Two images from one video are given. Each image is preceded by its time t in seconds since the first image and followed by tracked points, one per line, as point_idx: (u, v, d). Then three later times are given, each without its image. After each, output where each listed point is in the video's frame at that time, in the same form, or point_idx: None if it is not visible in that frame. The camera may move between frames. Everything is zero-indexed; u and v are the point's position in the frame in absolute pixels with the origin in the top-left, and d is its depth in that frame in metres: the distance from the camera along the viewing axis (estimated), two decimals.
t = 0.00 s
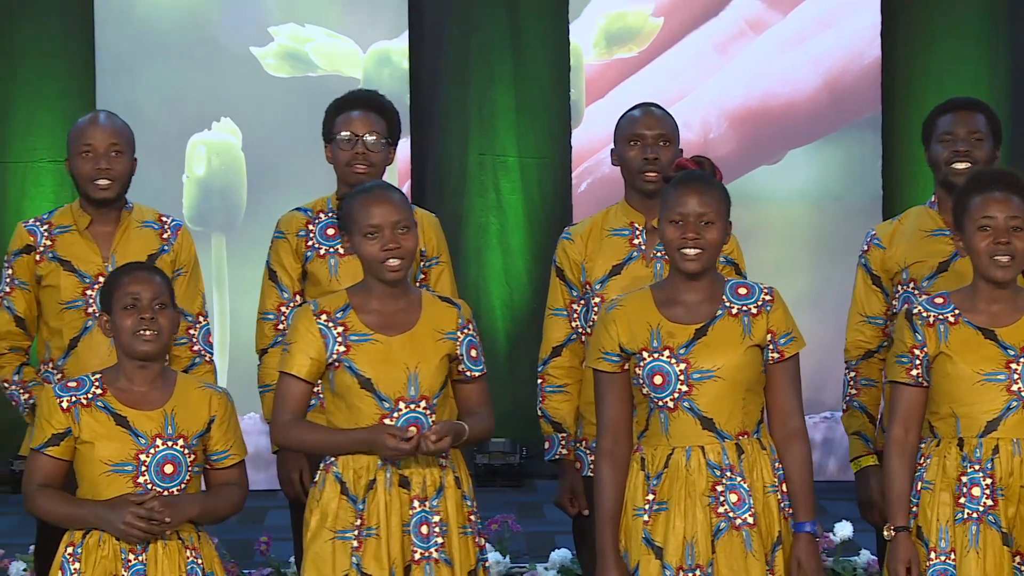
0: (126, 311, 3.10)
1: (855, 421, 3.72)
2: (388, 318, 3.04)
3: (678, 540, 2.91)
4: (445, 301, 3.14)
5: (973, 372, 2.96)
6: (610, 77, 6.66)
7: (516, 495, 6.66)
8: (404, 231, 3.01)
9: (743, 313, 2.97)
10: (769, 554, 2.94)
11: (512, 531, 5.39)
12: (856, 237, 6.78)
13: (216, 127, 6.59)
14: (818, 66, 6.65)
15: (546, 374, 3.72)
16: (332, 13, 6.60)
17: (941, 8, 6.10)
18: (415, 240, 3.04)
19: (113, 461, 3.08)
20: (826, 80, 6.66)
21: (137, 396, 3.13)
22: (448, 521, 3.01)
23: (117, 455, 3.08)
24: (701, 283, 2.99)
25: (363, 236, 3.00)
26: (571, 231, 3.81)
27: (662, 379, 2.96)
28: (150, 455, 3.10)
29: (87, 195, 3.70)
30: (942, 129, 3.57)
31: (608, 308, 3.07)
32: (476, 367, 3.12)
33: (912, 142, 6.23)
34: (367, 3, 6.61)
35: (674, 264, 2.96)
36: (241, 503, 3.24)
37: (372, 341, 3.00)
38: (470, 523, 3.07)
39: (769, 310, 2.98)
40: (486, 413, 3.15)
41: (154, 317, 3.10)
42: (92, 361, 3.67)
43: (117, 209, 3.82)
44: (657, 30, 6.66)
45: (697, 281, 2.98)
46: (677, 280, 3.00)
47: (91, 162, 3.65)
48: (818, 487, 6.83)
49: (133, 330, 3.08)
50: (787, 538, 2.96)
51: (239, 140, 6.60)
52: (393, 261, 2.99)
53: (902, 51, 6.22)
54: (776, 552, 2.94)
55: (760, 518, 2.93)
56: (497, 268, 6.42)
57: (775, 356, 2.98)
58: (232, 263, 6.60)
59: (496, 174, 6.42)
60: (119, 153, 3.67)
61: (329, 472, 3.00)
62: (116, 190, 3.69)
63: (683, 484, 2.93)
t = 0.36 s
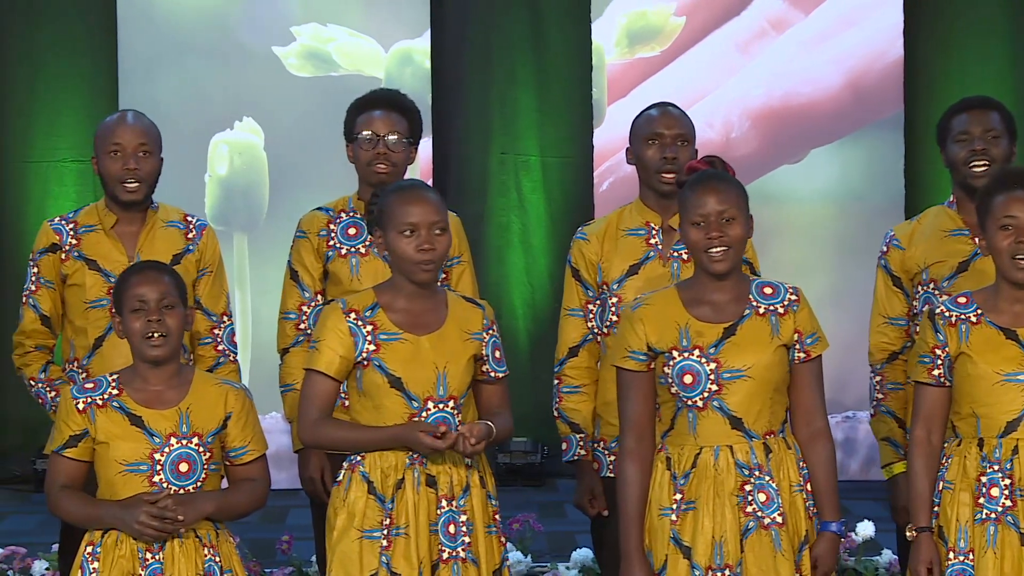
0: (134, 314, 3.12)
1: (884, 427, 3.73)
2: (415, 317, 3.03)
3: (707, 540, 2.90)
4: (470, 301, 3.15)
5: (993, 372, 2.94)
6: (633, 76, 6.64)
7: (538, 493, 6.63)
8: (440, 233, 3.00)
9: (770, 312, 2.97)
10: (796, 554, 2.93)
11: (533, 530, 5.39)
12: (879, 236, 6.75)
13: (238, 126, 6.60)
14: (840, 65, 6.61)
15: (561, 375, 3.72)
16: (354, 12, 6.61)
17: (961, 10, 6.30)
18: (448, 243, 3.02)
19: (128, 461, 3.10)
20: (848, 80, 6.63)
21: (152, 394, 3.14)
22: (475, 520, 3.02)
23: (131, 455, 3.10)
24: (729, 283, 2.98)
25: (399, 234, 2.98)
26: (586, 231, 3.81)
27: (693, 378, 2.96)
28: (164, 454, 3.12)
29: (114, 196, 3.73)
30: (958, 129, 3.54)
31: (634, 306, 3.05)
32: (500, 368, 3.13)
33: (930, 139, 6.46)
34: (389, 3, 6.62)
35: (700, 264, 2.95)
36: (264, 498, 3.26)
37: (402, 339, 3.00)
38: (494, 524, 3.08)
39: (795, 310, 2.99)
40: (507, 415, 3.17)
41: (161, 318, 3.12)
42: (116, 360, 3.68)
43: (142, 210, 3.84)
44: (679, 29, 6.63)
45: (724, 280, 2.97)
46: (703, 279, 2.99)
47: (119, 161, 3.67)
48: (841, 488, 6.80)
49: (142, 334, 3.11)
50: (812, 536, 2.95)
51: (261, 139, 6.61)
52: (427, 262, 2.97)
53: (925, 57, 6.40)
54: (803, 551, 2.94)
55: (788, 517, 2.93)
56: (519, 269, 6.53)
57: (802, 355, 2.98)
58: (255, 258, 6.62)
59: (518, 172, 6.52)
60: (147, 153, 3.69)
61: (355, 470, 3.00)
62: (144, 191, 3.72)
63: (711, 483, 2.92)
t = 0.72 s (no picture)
0: (143, 313, 3.13)
1: (884, 424, 3.72)
2: (432, 317, 3.03)
3: (727, 538, 2.90)
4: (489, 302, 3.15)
5: (1006, 372, 2.92)
6: (649, 75, 6.64)
7: (552, 493, 6.63)
8: (463, 233, 2.99)
9: (792, 313, 2.97)
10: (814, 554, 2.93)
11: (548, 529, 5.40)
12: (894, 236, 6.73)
13: (253, 126, 6.60)
14: (856, 64, 6.60)
15: (575, 375, 3.72)
16: (368, 11, 6.61)
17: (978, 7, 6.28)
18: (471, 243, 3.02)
19: (140, 460, 3.11)
20: (863, 79, 6.61)
21: (166, 394, 3.15)
22: (486, 521, 3.02)
23: (143, 454, 3.12)
24: (751, 281, 2.98)
25: (422, 229, 2.98)
26: (597, 230, 3.80)
27: (716, 377, 2.95)
28: (175, 454, 3.13)
29: (130, 196, 3.74)
30: (961, 130, 3.53)
31: (655, 303, 3.05)
32: (516, 370, 3.12)
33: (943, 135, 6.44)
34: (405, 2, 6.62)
35: (722, 263, 2.95)
36: (279, 497, 3.26)
37: (417, 339, 3.00)
38: (507, 524, 3.08)
39: (816, 311, 2.99)
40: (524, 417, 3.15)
41: (169, 318, 3.13)
42: (125, 360, 3.68)
43: (154, 210, 3.86)
44: (695, 28, 6.62)
45: (746, 279, 2.97)
46: (725, 277, 2.99)
47: (138, 160, 3.69)
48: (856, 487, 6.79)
49: (150, 333, 3.12)
50: (832, 535, 2.96)
51: (276, 139, 6.62)
52: (448, 261, 2.97)
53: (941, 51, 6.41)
54: (821, 551, 2.93)
55: (807, 517, 2.93)
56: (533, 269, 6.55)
57: (822, 356, 2.98)
58: (270, 258, 6.63)
59: (533, 172, 6.53)
60: (166, 154, 3.72)
61: (366, 467, 3.02)
62: (159, 192, 3.74)
63: (731, 482, 2.92)
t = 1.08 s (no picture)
0: (175, 313, 3.15)
1: (924, 428, 3.67)
2: (453, 318, 3.04)
3: (754, 537, 2.89)
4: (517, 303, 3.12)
5: None
6: (676, 74, 6.61)
7: (580, 492, 6.63)
8: (481, 233, 2.99)
9: (823, 313, 2.96)
10: (843, 553, 2.92)
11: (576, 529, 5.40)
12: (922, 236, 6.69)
13: (280, 126, 6.63)
14: (884, 63, 6.55)
15: (603, 375, 3.71)
16: (395, 11, 6.62)
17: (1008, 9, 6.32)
18: (490, 244, 3.02)
19: (169, 459, 3.13)
20: (891, 77, 6.56)
21: (197, 394, 3.17)
22: (505, 524, 3.00)
23: (172, 454, 3.13)
24: (784, 281, 2.96)
25: (440, 228, 3.00)
26: (625, 230, 3.80)
27: (746, 375, 2.94)
28: (205, 454, 3.14)
29: (151, 196, 3.78)
30: (994, 126, 3.48)
31: (686, 300, 3.04)
32: (540, 371, 3.08)
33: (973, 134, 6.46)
34: (432, 2, 6.62)
35: (755, 262, 2.94)
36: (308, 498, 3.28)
37: (436, 339, 3.01)
38: (529, 525, 3.04)
39: (848, 312, 2.98)
40: (556, 417, 3.12)
41: (202, 317, 3.14)
42: (152, 360, 3.72)
43: (179, 210, 3.89)
44: (722, 28, 6.58)
45: (778, 279, 2.96)
46: (757, 277, 2.98)
47: (157, 160, 3.71)
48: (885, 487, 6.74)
49: (183, 332, 3.13)
50: (864, 538, 2.94)
51: (303, 139, 6.64)
52: (463, 260, 2.98)
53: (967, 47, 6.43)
54: (851, 552, 2.92)
55: (836, 517, 2.91)
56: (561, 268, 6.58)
57: (853, 358, 2.97)
58: (298, 258, 6.67)
59: (560, 171, 6.56)
60: (185, 154, 3.74)
61: (387, 467, 3.04)
62: (179, 192, 3.76)
63: (760, 481, 2.91)
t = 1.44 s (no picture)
0: (215, 313, 3.15)
1: (954, 427, 3.65)
2: (475, 318, 3.05)
3: (777, 537, 2.89)
4: (541, 301, 3.12)
5: None
6: (706, 74, 6.58)
7: (608, 492, 6.62)
8: (493, 231, 3.00)
9: (852, 314, 2.93)
10: (869, 554, 2.90)
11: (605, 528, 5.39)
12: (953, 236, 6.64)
13: (311, 126, 6.67)
14: (914, 62, 6.50)
15: (633, 375, 3.71)
16: (424, 11, 6.62)
17: None
18: (504, 242, 3.02)
19: (209, 459, 3.13)
20: (921, 77, 6.51)
21: (233, 393, 3.18)
22: (524, 523, 3.00)
23: (212, 454, 3.13)
24: (813, 280, 2.96)
25: (453, 228, 3.02)
26: (657, 230, 3.80)
27: (770, 374, 2.94)
28: (245, 453, 3.14)
29: (172, 193, 3.82)
30: None
31: (716, 299, 3.04)
32: (563, 370, 3.06)
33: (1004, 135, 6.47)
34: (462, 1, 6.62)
35: (784, 261, 2.93)
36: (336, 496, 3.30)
37: (456, 340, 3.03)
38: (551, 526, 3.03)
39: (878, 314, 2.94)
40: (586, 415, 3.10)
41: (243, 318, 3.15)
42: (179, 361, 3.77)
43: (207, 209, 3.93)
44: (752, 27, 6.56)
45: (807, 278, 2.95)
46: (787, 276, 2.97)
47: (175, 160, 3.76)
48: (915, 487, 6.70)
49: (223, 333, 3.13)
50: (888, 540, 2.91)
51: (333, 139, 6.68)
52: (475, 259, 3.00)
53: (999, 56, 6.44)
54: (877, 553, 2.90)
55: (861, 518, 2.89)
56: (590, 267, 6.61)
57: (882, 359, 2.94)
58: (328, 258, 6.70)
59: (589, 172, 6.61)
60: (202, 151, 3.77)
61: (411, 469, 3.09)
62: (199, 188, 3.79)
63: (784, 481, 2.91)
